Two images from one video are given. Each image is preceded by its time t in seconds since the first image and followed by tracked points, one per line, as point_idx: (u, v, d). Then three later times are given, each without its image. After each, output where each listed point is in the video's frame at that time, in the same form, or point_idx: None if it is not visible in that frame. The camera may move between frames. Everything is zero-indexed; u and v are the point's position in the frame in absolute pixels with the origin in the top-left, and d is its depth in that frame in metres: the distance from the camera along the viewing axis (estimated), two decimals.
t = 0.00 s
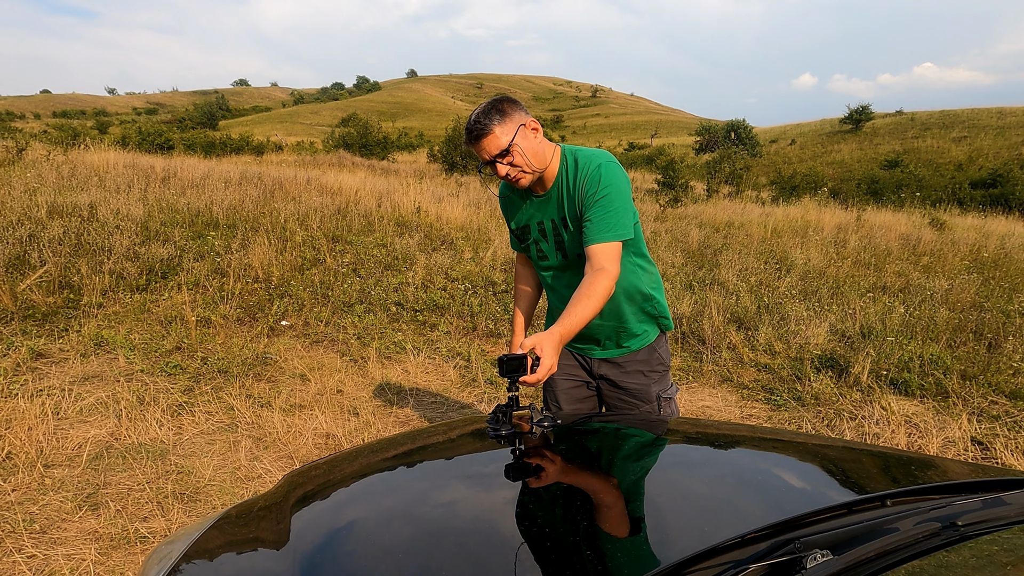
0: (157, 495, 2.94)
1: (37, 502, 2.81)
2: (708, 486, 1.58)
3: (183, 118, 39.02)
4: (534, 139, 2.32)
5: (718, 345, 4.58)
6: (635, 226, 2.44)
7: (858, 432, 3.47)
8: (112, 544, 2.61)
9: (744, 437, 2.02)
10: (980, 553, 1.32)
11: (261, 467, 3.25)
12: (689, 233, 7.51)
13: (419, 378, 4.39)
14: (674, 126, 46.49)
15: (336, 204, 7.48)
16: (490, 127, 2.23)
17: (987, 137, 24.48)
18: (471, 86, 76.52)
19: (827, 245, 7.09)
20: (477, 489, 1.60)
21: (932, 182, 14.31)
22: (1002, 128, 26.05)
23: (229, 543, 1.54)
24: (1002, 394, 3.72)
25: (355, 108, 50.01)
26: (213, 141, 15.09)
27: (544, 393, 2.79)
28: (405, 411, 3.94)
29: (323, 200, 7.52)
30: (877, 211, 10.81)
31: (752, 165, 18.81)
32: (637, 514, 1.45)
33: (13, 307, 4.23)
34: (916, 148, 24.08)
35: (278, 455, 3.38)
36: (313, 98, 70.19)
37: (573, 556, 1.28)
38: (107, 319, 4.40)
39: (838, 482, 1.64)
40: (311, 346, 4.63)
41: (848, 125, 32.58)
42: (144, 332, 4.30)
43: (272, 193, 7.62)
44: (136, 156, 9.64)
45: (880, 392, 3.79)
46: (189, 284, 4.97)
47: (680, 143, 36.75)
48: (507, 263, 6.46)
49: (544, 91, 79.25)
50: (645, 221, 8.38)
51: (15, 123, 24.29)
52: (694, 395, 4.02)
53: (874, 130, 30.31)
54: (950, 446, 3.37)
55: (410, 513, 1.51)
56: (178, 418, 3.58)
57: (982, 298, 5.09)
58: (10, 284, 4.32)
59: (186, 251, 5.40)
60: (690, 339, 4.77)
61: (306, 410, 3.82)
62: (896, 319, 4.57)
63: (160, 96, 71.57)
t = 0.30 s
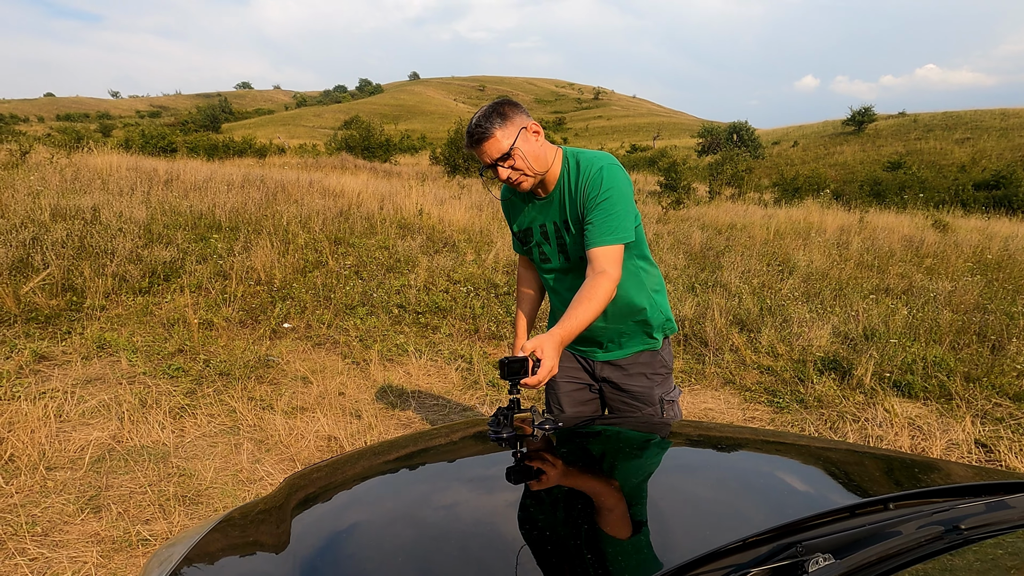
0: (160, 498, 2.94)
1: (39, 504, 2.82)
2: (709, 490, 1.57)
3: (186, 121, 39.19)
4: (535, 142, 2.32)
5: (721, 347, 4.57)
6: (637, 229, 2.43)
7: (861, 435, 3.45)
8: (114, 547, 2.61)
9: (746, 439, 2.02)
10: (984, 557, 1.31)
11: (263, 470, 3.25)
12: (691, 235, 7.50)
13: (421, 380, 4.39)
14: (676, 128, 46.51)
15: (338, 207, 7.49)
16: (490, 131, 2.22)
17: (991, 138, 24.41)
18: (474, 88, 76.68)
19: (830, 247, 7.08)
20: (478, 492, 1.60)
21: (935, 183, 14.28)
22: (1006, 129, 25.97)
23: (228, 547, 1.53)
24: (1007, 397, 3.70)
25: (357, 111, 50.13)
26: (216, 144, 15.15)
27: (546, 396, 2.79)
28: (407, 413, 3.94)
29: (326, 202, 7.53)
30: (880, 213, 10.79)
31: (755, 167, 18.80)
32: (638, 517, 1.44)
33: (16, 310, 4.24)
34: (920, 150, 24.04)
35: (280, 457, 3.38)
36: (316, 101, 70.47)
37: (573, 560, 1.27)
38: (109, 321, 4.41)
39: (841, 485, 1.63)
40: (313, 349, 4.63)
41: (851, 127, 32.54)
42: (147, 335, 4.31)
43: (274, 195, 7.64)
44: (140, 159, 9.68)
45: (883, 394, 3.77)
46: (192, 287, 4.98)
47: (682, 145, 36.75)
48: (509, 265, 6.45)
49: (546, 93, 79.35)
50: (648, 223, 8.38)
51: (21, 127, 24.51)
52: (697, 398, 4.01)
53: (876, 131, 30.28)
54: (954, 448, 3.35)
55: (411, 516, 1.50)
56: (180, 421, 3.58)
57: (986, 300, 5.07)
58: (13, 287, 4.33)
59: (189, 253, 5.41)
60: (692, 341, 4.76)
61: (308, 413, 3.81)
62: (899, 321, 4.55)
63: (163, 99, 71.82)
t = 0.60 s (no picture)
0: (162, 500, 2.94)
1: (42, 506, 2.82)
2: (713, 494, 1.57)
3: (189, 123, 39.29)
4: (540, 144, 2.32)
5: (723, 349, 4.56)
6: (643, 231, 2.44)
7: (865, 438, 3.44)
8: (116, 549, 2.62)
9: (749, 442, 2.01)
10: (989, 561, 1.31)
11: (265, 472, 3.24)
12: (694, 237, 7.50)
13: (423, 383, 4.39)
14: (677, 129, 46.50)
15: (341, 209, 7.51)
16: (495, 134, 2.23)
17: (993, 140, 24.35)
18: (475, 90, 76.77)
19: (832, 249, 7.07)
20: (480, 495, 1.60)
21: (937, 185, 14.26)
22: (1009, 131, 25.91)
23: (231, 550, 1.53)
24: (1010, 399, 3.69)
25: (359, 113, 50.23)
26: (219, 146, 15.18)
27: (549, 398, 2.79)
28: (410, 416, 3.94)
29: (328, 204, 7.54)
30: (883, 214, 10.78)
31: (757, 169, 18.80)
32: (642, 521, 1.43)
33: (19, 312, 4.25)
34: (922, 151, 24.01)
35: (282, 460, 3.38)
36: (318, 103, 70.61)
37: (577, 565, 1.26)
38: (112, 323, 4.42)
39: (845, 488, 1.63)
40: (315, 351, 4.63)
41: (853, 128, 32.50)
42: (150, 337, 4.32)
43: (277, 197, 7.66)
44: (142, 161, 9.71)
45: (886, 396, 3.76)
46: (194, 289, 4.99)
47: (684, 147, 36.76)
48: (511, 267, 6.46)
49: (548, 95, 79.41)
50: (650, 225, 8.37)
51: (24, 128, 24.56)
52: (699, 400, 4.00)
53: (879, 133, 30.26)
54: (957, 451, 3.34)
55: (413, 518, 1.50)
56: (182, 423, 3.58)
57: (989, 302, 5.06)
58: (17, 289, 4.34)
59: (191, 256, 5.42)
60: (695, 343, 4.75)
61: (311, 415, 3.82)
62: (902, 323, 4.54)
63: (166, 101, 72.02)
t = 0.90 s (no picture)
0: (164, 501, 2.94)
1: (45, 507, 2.82)
2: (717, 496, 1.56)
3: (191, 125, 39.37)
4: (546, 150, 2.33)
5: (726, 350, 4.55)
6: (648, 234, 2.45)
7: (868, 439, 3.43)
8: (118, 550, 2.62)
9: (752, 444, 2.01)
10: (994, 564, 1.30)
11: (268, 474, 3.24)
12: (696, 238, 7.50)
13: (425, 384, 4.38)
14: (679, 130, 46.50)
15: (343, 210, 7.51)
16: (503, 140, 2.23)
17: (996, 141, 24.33)
18: (477, 92, 76.85)
19: (835, 250, 7.06)
20: (483, 496, 1.60)
21: (939, 186, 14.24)
22: (1011, 132, 25.87)
23: (234, 552, 1.53)
24: (1014, 401, 3.68)
25: (362, 115, 50.32)
26: (222, 147, 15.21)
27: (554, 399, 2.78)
28: (412, 417, 3.93)
29: (330, 206, 7.55)
30: (885, 216, 10.77)
31: (759, 170, 18.80)
32: (646, 523, 1.43)
33: (22, 313, 4.26)
34: (925, 152, 23.97)
35: (284, 461, 3.38)
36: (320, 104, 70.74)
37: (580, 566, 1.26)
38: (115, 325, 4.42)
39: (849, 491, 1.62)
40: (318, 352, 4.63)
41: (856, 129, 32.47)
42: (152, 338, 4.32)
43: (279, 199, 7.66)
44: (145, 163, 9.72)
45: (889, 398, 3.75)
46: (197, 290, 5.00)
47: (686, 148, 36.73)
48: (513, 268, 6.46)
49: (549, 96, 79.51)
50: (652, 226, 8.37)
51: (27, 130, 24.66)
52: (702, 401, 4.00)
53: (881, 134, 30.24)
54: (961, 453, 3.32)
55: (416, 520, 1.50)
56: (184, 424, 3.58)
57: (993, 304, 5.05)
58: (20, 290, 4.35)
59: (194, 257, 5.43)
60: (697, 345, 4.74)
61: (313, 416, 3.82)
62: (905, 325, 4.53)
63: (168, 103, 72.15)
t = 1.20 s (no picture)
0: (165, 502, 2.94)
1: (46, 508, 2.82)
2: (720, 497, 1.56)
3: (193, 126, 39.42)
4: (555, 158, 2.33)
5: (727, 351, 4.54)
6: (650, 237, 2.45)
7: (870, 441, 3.42)
8: (119, 551, 2.62)
9: (755, 445, 2.00)
10: (997, 567, 1.30)
11: (269, 475, 3.24)
12: (698, 239, 7.49)
13: (427, 385, 4.38)
14: (680, 131, 46.49)
15: (345, 211, 7.52)
16: (514, 144, 2.22)
17: (998, 142, 24.28)
18: (478, 93, 76.89)
19: (837, 251, 7.04)
20: (484, 498, 1.59)
21: (942, 186, 14.21)
22: (1013, 133, 25.82)
23: (235, 553, 1.53)
24: (1017, 402, 3.67)
25: (363, 116, 50.39)
26: (223, 149, 15.23)
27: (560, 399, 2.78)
28: (413, 418, 3.93)
29: (332, 207, 7.55)
30: (888, 216, 10.76)
31: (761, 170, 18.80)
32: (648, 524, 1.42)
33: (24, 313, 4.26)
34: (927, 153, 23.94)
35: (285, 462, 3.38)
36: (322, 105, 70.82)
37: (582, 567, 1.25)
38: (117, 326, 4.43)
39: (852, 492, 1.62)
40: (319, 353, 4.63)
41: (857, 129, 32.44)
42: (154, 339, 4.32)
43: (281, 200, 7.67)
44: (147, 164, 9.73)
45: (892, 399, 3.74)
46: (199, 291, 5.00)
47: (688, 148, 36.76)
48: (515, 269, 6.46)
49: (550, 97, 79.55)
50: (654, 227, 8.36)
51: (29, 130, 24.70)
52: (703, 403, 3.99)
53: (883, 134, 30.19)
54: (963, 454, 3.31)
55: (416, 521, 1.50)
56: (186, 425, 3.58)
57: (995, 304, 5.04)
58: (21, 291, 4.35)
59: (196, 257, 5.43)
60: (699, 345, 4.74)
61: (314, 417, 3.82)
62: (908, 325, 4.52)
63: (170, 104, 72.29)
